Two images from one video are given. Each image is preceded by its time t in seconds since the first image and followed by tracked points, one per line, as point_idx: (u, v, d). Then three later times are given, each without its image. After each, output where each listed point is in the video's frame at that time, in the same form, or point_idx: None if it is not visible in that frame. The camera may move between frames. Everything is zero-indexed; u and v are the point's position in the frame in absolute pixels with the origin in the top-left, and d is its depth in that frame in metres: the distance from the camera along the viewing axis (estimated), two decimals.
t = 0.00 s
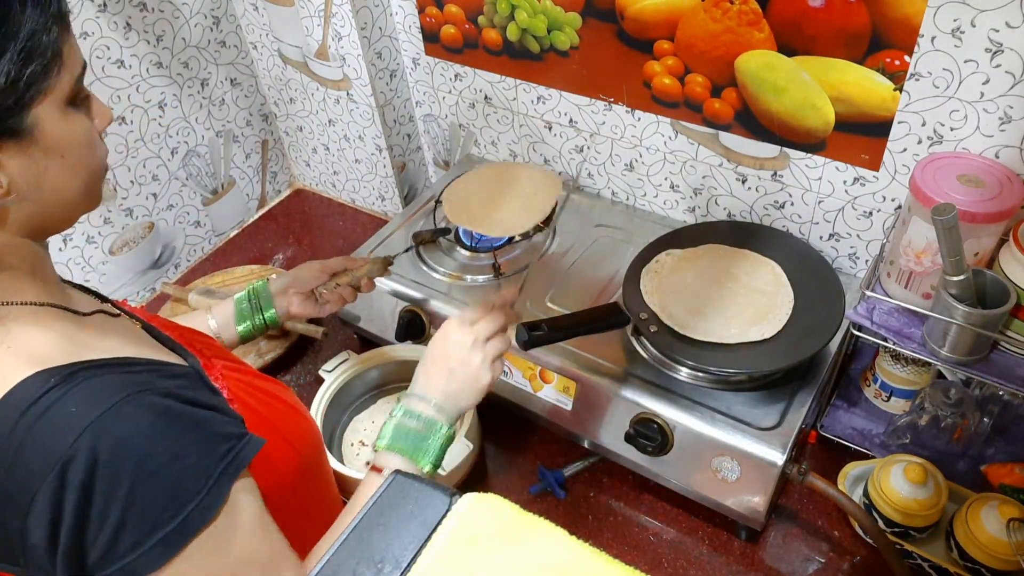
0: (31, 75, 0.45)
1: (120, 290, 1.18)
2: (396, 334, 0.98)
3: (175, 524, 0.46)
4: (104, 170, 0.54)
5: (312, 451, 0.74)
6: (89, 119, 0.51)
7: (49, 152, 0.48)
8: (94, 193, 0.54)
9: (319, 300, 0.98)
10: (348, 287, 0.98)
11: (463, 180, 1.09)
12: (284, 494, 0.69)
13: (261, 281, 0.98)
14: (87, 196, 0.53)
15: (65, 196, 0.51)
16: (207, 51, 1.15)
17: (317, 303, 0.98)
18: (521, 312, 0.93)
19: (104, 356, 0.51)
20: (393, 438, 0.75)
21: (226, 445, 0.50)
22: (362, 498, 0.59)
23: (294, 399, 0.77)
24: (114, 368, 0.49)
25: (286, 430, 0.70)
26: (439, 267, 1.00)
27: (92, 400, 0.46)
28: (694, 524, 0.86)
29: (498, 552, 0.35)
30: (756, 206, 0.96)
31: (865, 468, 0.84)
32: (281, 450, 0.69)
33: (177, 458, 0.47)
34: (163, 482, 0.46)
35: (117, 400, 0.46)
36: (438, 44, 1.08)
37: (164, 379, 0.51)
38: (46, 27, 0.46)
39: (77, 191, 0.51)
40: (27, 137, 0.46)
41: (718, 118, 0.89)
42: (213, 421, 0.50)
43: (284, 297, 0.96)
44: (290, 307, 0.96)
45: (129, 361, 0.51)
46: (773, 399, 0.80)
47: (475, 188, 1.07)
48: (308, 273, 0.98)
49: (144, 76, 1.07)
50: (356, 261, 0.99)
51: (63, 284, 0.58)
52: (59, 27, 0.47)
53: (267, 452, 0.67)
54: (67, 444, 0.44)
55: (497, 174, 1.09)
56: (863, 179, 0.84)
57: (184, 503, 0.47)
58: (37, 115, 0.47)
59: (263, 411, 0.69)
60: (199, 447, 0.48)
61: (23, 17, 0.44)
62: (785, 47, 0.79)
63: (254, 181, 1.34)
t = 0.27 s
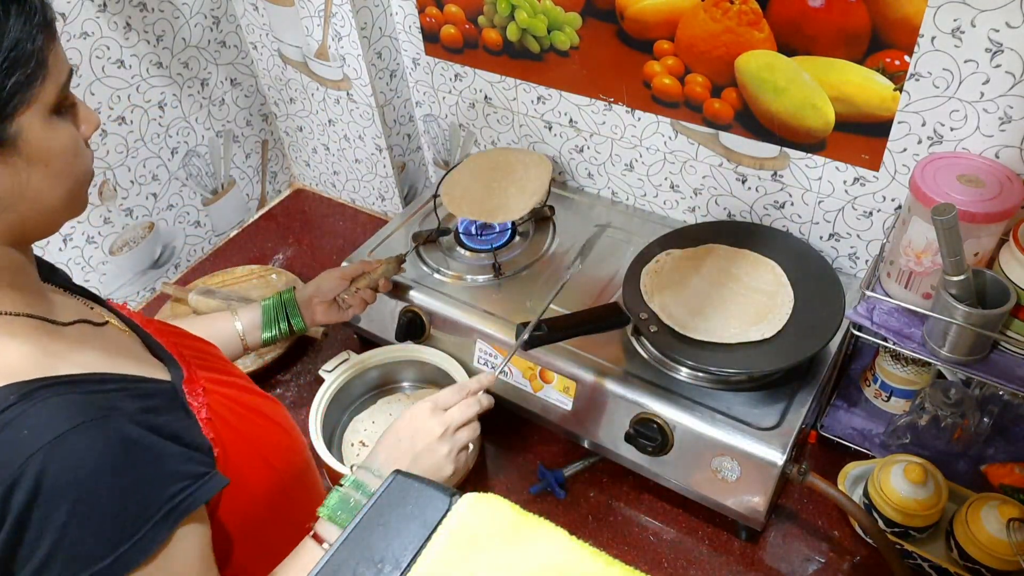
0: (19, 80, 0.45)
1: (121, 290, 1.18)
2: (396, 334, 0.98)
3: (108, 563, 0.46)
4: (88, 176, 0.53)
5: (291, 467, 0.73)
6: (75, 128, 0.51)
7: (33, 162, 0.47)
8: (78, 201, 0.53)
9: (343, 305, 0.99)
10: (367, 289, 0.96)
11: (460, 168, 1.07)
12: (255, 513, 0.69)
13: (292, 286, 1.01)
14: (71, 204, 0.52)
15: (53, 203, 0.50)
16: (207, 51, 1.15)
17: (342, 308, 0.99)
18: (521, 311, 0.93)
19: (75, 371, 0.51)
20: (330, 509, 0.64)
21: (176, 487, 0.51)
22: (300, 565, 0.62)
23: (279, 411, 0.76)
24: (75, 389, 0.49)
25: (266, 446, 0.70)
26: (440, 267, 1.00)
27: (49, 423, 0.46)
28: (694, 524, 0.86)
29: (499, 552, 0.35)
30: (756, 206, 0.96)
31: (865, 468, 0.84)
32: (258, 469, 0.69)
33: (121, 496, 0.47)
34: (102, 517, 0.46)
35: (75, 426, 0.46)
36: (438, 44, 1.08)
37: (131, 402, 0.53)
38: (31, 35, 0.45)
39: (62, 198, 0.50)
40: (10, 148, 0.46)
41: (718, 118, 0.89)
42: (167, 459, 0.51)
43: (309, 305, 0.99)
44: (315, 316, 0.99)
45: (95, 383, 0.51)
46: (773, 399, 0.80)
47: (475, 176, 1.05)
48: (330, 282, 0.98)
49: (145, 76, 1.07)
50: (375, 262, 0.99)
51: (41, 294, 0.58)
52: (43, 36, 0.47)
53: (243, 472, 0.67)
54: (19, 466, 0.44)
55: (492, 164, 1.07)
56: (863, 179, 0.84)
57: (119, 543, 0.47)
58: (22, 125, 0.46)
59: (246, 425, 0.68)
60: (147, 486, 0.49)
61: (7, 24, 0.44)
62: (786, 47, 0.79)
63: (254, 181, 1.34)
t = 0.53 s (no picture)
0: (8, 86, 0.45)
1: (121, 290, 1.18)
2: (396, 334, 0.98)
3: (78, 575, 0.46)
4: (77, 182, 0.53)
5: (280, 475, 0.73)
6: (64, 135, 0.51)
7: (19, 168, 0.47)
8: (67, 207, 0.53)
9: (343, 305, 0.99)
10: (370, 292, 0.97)
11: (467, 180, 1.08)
12: (242, 521, 0.68)
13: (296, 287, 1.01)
14: (60, 210, 0.52)
15: (38, 211, 0.50)
16: (207, 51, 1.15)
17: (343, 310, 0.99)
18: (521, 311, 0.93)
19: (56, 379, 0.51)
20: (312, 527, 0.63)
21: (151, 499, 0.51)
22: None
23: (269, 417, 0.76)
24: (54, 397, 0.49)
25: (251, 452, 0.69)
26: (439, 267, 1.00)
27: (23, 433, 0.46)
28: (694, 524, 0.86)
29: (499, 552, 0.35)
30: (756, 206, 0.96)
31: (865, 468, 0.84)
32: (245, 477, 0.68)
33: (92, 509, 0.47)
34: (72, 531, 0.46)
35: (50, 437, 0.46)
36: (438, 44, 1.08)
37: (111, 410, 0.52)
38: (18, 43, 0.46)
39: (49, 205, 0.50)
40: None
41: (718, 118, 0.89)
42: (143, 470, 0.51)
43: (311, 306, 0.99)
44: (317, 317, 0.99)
45: (76, 390, 0.51)
46: (773, 399, 0.80)
47: (481, 184, 1.06)
48: (334, 283, 0.99)
49: (145, 76, 1.07)
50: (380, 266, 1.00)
51: (28, 300, 0.58)
52: (31, 42, 0.47)
53: (230, 480, 0.66)
54: None
55: (499, 174, 1.08)
56: (863, 179, 0.84)
57: (90, 556, 0.47)
58: (8, 131, 0.46)
59: (234, 432, 0.68)
60: (120, 499, 0.49)
61: None
62: (786, 47, 0.79)
63: (254, 181, 1.34)
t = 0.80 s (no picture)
0: None
1: (121, 290, 1.18)
2: (395, 334, 0.98)
3: None
4: (67, 182, 0.53)
5: (274, 474, 0.73)
6: (52, 135, 0.51)
7: (7, 167, 0.47)
8: (58, 207, 0.52)
9: (343, 305, 0.98)
10: (370, 293, 0.97)
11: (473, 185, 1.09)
12: (236, 521, 0.68)
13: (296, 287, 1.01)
14: (51, 210, 0.52)
15: (28, 211, 0.50)
16: (207, 51, 1.15)
17: (342, 310, 0.99)
18: (521, 311, 0.93)
19: (48, 379, 0.51)
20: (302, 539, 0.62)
21: (137, 503, 0.51)
22: None
23: (264, 417, 0.76)
24: (45, 397, 0.49)
25: (247, 451, 0.69)
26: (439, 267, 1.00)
27: (13, 434, 0.46)
28: (694, 524, 0.86)
29: (499, 553, 0.35)
30: (756, 206, 0.96)
31: (865, 468, 0.84)
32: (239, 477, 0.68)
33: (78, 512, 0.47)
34: (57, 533, 0.46)
35: (38, 438, 0.46)
36: (438, 44, 1.08)
37: (100, 412, 0.53)
38: (6, 43, 0.46)
39: (39, 205, 0.50)
40: None
41: (718, 118, 0.89)
42: (131, 474, 0.51)
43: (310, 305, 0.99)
44: (316, 316, 0.99)
45: (68, 392, 0.51)
46: (773, 399, 0.80)
47: (484, 189, 1.06)
48: (334, 282, 0.98)
49: (145, 76, 1.07)
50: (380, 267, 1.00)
51: (21, 300, 0.58)
52: (16, 41, 0.47)
53: (223, 480, 0.66)
54: None
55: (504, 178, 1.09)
56: (863, 179, 0.84)
57: (74, 559, 0.47)
58: None
59: (228, 432, 0.68)
60: (106, 503, 0.49)
61: None
62: (786, 47, 0.79)
63: (254, 181, 1.34)
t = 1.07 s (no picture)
0: None
1: (121, 290, 1.18)
2: (396, 334, 0.98)
3: None
4: (69, 182, 0.53)
5: (275, 472, 0.73)
6: (55, 135, 0.51)
7: (9, 167, 0.47)
8: (60, 206, 0.53)
9: (330, 311, 0.98)
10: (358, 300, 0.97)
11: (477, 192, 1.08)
12: (237, 519, 0.68)
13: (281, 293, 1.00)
14: (52, 209, 0.52)
15: (29, 210, 0.50)
16: (207, 51, 1.15)
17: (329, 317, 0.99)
18: (522, 311, 0.93)
19: (51, 378, 0.51)
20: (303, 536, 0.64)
21: (141, 501, 0.51)
22: None
23: (264, 415, 0.76)
24: (48, 395, 0.49)
25: (249, 449, 0.69)
26: (439, 267, 1.00)
27: (16, 433, 0.45)
28: (694, 524, 0.86)
29: (499, 553, 0.35)
30: (756, 206, 0.96)
31: (865, 468, 0.84)
32: (241, 475, 0.68)
33: (81, 511, 0.47)
34: (60, 531, 0.46)
35: (41, 437, 0.46)
36: (438, 44, 1.08)
37: (104, 409, 0.52)
38: (7, 42, 0.46)
39: (40, 204, 0.50)
40: None
41: (718, 118, 0.89)
42: (134, 472, 0.51)
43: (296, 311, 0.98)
44: (302, 322, 0.97)
45: (70, 389, 0.51)
46: (773, 399, 0.80)
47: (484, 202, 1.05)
48: (320, 289, 0.98)
49: (145, 76, 1.07)
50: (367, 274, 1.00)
51: (22, 300, 0.58)
52: (19, 41, 0.47)
53: (225, 479, 0.66)
54: None
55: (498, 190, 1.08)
56: (863, 179, 0.84)
57: (78, 557, 0.47)
58: None
59: (229, 430, 0.68)
60: (109, 502, 0.49)
61: None
62: (786, 47, 0.79)
63: (254, 181, 1.34)
